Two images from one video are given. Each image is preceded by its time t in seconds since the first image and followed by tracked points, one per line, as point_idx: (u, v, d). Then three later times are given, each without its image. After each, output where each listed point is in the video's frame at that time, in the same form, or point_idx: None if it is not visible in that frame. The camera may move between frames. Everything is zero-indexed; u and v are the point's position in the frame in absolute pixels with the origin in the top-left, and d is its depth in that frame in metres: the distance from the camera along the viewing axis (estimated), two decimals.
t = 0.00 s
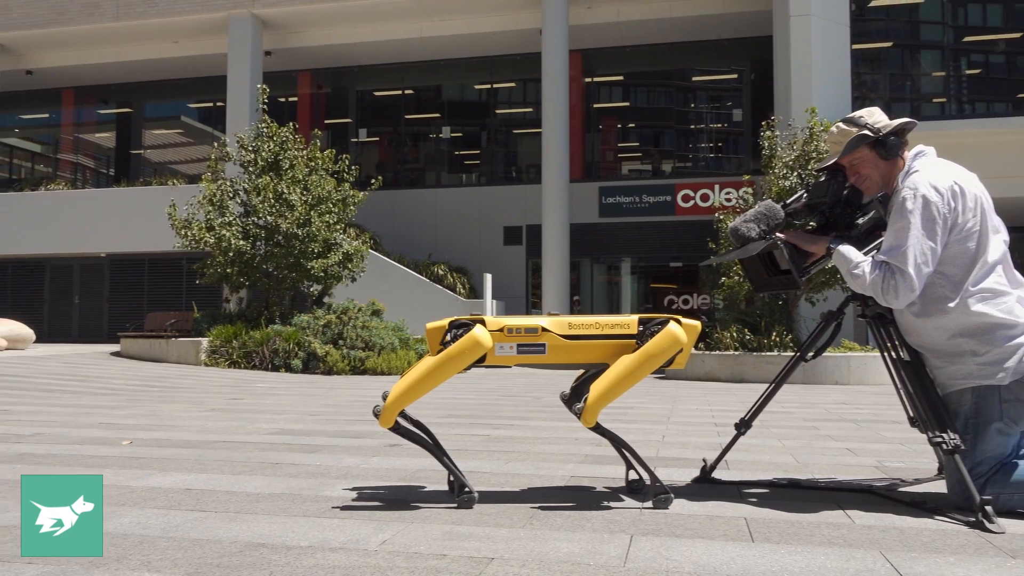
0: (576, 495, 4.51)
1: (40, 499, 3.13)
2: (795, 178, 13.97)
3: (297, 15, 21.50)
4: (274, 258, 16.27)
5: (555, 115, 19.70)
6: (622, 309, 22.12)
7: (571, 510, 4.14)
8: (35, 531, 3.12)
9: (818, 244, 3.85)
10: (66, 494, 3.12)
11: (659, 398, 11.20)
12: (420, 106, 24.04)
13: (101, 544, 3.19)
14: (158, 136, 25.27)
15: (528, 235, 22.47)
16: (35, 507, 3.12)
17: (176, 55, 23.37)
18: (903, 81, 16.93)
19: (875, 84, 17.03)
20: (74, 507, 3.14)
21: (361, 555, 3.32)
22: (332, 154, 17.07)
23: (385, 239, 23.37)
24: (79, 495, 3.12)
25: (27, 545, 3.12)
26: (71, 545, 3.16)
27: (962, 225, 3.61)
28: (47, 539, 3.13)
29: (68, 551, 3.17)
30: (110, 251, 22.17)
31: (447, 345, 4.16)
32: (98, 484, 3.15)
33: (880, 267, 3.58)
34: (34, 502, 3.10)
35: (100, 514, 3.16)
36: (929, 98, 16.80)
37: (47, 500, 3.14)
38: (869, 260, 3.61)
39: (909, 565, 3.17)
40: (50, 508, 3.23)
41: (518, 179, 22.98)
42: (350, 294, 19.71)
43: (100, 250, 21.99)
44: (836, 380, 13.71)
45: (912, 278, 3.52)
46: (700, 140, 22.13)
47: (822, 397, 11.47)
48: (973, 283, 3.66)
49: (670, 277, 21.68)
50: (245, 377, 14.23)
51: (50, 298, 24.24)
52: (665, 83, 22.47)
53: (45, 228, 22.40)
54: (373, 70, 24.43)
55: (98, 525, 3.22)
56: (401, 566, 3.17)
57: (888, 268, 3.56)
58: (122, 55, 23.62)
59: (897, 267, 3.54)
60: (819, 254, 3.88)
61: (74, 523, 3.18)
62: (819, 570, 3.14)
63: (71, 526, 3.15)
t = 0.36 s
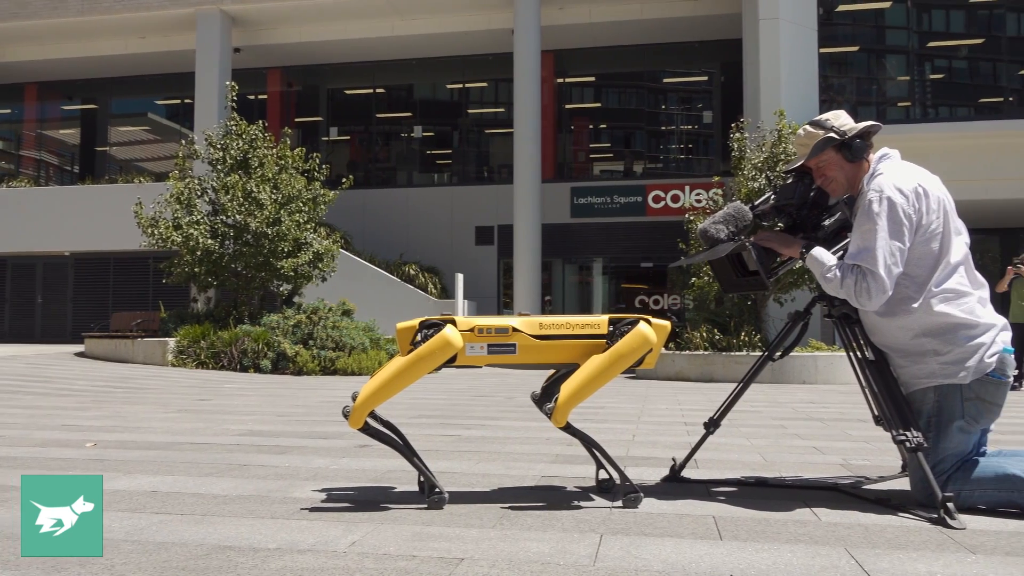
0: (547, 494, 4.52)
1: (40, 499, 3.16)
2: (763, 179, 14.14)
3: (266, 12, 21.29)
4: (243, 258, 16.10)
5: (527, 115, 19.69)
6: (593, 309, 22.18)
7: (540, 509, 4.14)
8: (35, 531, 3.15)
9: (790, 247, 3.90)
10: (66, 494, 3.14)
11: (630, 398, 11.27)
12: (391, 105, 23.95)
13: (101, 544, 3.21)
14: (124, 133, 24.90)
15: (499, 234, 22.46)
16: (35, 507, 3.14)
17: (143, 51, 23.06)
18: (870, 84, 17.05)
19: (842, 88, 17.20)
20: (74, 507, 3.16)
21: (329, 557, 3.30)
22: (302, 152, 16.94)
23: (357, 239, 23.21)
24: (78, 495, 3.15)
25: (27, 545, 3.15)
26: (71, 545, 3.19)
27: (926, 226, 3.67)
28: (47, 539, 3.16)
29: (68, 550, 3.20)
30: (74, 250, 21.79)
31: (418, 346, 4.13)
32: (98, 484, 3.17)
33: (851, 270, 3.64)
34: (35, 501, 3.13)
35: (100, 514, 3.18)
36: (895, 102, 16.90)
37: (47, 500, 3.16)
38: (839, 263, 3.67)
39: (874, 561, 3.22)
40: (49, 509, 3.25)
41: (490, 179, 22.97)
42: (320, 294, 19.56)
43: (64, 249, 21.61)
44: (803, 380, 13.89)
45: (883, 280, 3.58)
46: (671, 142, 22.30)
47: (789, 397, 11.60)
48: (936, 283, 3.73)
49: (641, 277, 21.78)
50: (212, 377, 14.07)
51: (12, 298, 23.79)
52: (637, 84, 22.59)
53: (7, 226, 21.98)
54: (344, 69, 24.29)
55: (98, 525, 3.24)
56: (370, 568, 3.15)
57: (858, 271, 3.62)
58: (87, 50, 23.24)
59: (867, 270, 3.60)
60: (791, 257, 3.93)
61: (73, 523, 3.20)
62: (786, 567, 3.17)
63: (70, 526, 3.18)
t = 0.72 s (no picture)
0: (521, 495, 4.52)
1: (40, 499, 3.06)
2: (736, 181, 14.27)
3: (239, 8, 21.09)
4: (215, 257, 15.94)
5: (502, 115, 19.66)
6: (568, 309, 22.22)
7: (513, 509, 4.15)
8: (35, 531, 3.07)
9: (763, 252, 3.93)
10: (65, 494, 3.05)
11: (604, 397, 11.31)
12: (365, 104, 23.85)
13: (101, 543, 3.13)
14: (93, 130, 24.55)
15: (475, 234, 22.45)
16: (34, 507, 3.05)
17: (113, 47, 22.74)
18: (840, 87, 17.06)
19: (814, 91, 17.36)
20: (74, 507, 3.07)
21: (302, 559, 3.28)
22: (275, 151, 16.80)
23: (331, 238, 23.06)
24: (78, 495, 3.04)
25: (27, 545, 3.06)
26: (72, 545, 3.11)
27: (894, 228, 3.72)
28: (47, 539, 3.08)
29: (69, 550, 3.12)
30: (41, 248, 21.44)
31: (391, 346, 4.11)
32: (98, 484, 3.07)
33: (823, 273, 3.69)
34: (34, 502, 3.03)
35: (100, 514, 3.09)
36: (865, 105, 16.73)
37: (47, 500, 3.07)
38: (811, 266, 3.71)
39: (843, 559, 3.25)
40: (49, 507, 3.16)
41: (465, 179, 22.94)
42: (294, 293, 19.42)
43: (30, 247, 21.26)
44: (775, 379, 14.04)
45: (854, 282, 3.63)
46: (645, 143, 22.41)
47: (762, 396, 11.70)
48: (903, 284, 3.78)
49: (616, 278, 21.86)
50: (183, 378, 13.91)
51: None
52: (612, 85, 22.68)
53: None
54: (318, 67, 24.14)
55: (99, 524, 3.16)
56: (343, 569, 3.14)
57: (830, 274, 3.67)
58: (55, 46, 22.88)
59: (839, 273, 3.65)
60: (764, 262, 3.96)
61: (73, 522, 3.12)
62: (757, 565, 3.20)
63: (70, 526, 3.09)
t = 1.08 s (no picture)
0: (503, 494, 4.53)
1: (40, 499, 3.02)
2: (717, 181, 14.35)
3: (220, 6, 20.93)
4: (195, 256, 15.80)
5: (485, 115, 19.62)
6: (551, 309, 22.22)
7: (494, 510, 4.15)
8: (35, 531, 3.03)
9: (743, 252, 3.96)
10: (66, 494, 3.01)
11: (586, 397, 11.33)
12: (347, 103, 23.76)
13: (102, 544, 3.08)
14: (72, 128, 24.29)
15: (458, 234, 22.43)
16: (34, 507, 3.01)
17: (92, 44, 22.51)
18: (820, 90, 17.16)
19: (794, 92, 17.46)
20: (74, 507, 3.03)
21: (283, 560, 3.26)
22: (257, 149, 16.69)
23: (312, 238, 22.93)
24: (79, 495, 3.00)
25: (27, 545, 3.02)
26: (72, 545, 3.07)
27: (873, 228, 3.75)
28: (47, 539, 3.04)
29: (68, 550, 3.08)
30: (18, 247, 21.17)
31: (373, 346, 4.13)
32: (99, 484, 3.03)
33: (803, 273, 3.71)
34: (34, 502, 2.99)
35: (101, 514, 3.05)
36: (845, 106, 17.01)
37: (47, 500, 3.03)
38: (792, 266, 3.74)
39: (822, 556, 3.29)
40: (49, 508, 3.12)
41: (448, 179, 22.90)
42: (275, 293, 19.29)
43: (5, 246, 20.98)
44: (756, 379, 14.13)
45: (834, 282, 3.66)
46: (628, 143, 22.47)
47: (742, 396, 11.77)
48: (881, 285, 3.82)
49: (599, 278, 21.90)
50: (163, 378, 13.78)
51: None
52: (595, 86, 22.72)
53: None
54: (300, 66, 24.02)
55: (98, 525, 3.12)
56: (324, 570, 3.13)
57: (810, 275, 3.69)
58: (32, 42, 22.61)
59: (819, 273, 3.68)
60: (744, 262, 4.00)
61: (73, 523, 3.08)
62: (738, 564, 3.22)
63: (70, 526, 3.06)
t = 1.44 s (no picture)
0: (497, 494, 4.53)
1: (40, 499, 3.01)
2: (711, 182, 14.39)
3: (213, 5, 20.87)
4: (188, 256, 15.76)
5: (479, 114, 19.60)
6: (546, 309, 22.22)
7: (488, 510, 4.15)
8: (35, 531, 3.01)
9: (738, 253, 3.95)
10: (66, 494, 2.99)
11: (580, 397, 11.35)
12: (341, 103, 23.73)
13: (102, 544, 3.07)
14: (64, 127, 24.21)
15: (452, 234, 22.44)
16: (34, 507, 3.00)
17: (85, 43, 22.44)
18: (813, 90, 17.18)
19: (788, 93, 17.45)
20: (74, 507, 3.01)
21: (277, 560, 3.25)
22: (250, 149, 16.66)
23: (306, 238, 22.89)
24: (78, 495, 2.98)
25: (27, 546, 3.01)
26: (72, 545, 3.05)
27: (866, 228, 3.77)
28: (47, 539, 3.02)
29: (69, 550, 3.06)
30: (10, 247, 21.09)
31: (357, 370, 4.07)
32: (99, 483, 3.01)
33: (797, 273, 3.72)
34: (34, 502, 2.98)
35: (101, 515, 3.03)
36: (839, 107, 17.03)
37: (47, 500, 3.01)
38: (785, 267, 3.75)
39: (815, 556, 3.30)
40: (49, 508, 3.11)
41: (442, 179, 22.88)
42: (269, 293, 19.24)
43: None
44: (750, 379, 14.17)
45: (828, 283, 3.66)
46: (622, 144, 22.47)
47: (736, 395, 11.79)
48: (874, 285, 3.83)
49: (593, 278, 21.92)
50: (156, 378, 13.74)
51: None
52: (589, 86, 22.74)
53: None
54: (294, 65, 24.00)
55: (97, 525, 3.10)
56: (318, 570, 3.12)
57: (804, 275, 3.71)
58: (24, 41, 22.54)
59: (812, 274, 3.69)
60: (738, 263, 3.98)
61: (73, 523, 3.06)
62: (731, 563, 3.23)
63: (70, 526, 3.04)
